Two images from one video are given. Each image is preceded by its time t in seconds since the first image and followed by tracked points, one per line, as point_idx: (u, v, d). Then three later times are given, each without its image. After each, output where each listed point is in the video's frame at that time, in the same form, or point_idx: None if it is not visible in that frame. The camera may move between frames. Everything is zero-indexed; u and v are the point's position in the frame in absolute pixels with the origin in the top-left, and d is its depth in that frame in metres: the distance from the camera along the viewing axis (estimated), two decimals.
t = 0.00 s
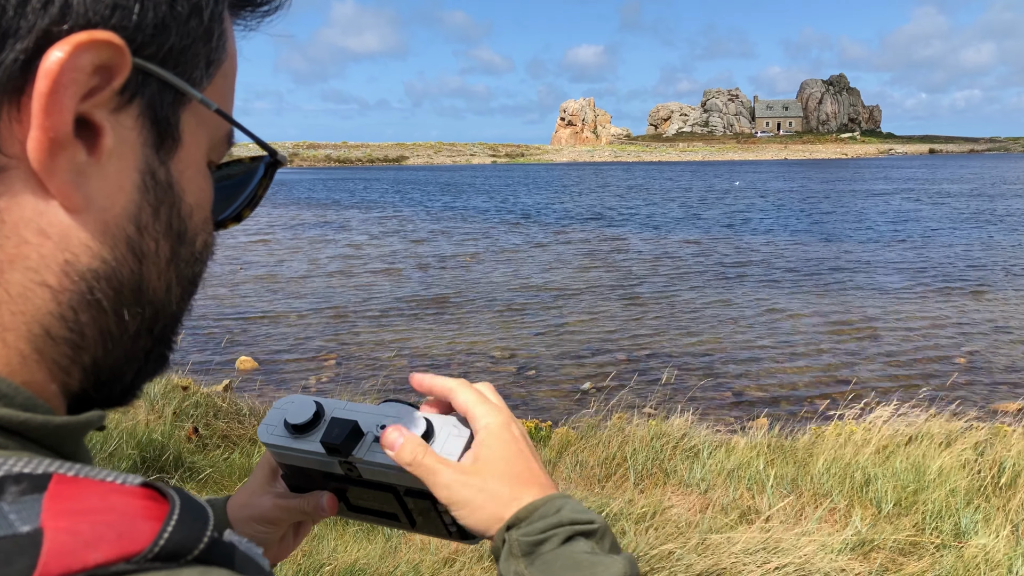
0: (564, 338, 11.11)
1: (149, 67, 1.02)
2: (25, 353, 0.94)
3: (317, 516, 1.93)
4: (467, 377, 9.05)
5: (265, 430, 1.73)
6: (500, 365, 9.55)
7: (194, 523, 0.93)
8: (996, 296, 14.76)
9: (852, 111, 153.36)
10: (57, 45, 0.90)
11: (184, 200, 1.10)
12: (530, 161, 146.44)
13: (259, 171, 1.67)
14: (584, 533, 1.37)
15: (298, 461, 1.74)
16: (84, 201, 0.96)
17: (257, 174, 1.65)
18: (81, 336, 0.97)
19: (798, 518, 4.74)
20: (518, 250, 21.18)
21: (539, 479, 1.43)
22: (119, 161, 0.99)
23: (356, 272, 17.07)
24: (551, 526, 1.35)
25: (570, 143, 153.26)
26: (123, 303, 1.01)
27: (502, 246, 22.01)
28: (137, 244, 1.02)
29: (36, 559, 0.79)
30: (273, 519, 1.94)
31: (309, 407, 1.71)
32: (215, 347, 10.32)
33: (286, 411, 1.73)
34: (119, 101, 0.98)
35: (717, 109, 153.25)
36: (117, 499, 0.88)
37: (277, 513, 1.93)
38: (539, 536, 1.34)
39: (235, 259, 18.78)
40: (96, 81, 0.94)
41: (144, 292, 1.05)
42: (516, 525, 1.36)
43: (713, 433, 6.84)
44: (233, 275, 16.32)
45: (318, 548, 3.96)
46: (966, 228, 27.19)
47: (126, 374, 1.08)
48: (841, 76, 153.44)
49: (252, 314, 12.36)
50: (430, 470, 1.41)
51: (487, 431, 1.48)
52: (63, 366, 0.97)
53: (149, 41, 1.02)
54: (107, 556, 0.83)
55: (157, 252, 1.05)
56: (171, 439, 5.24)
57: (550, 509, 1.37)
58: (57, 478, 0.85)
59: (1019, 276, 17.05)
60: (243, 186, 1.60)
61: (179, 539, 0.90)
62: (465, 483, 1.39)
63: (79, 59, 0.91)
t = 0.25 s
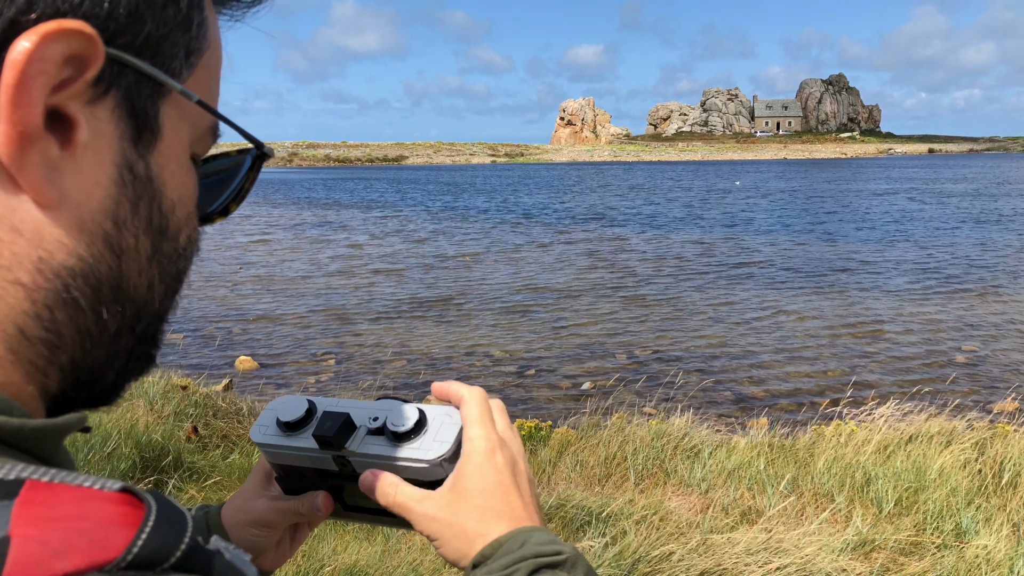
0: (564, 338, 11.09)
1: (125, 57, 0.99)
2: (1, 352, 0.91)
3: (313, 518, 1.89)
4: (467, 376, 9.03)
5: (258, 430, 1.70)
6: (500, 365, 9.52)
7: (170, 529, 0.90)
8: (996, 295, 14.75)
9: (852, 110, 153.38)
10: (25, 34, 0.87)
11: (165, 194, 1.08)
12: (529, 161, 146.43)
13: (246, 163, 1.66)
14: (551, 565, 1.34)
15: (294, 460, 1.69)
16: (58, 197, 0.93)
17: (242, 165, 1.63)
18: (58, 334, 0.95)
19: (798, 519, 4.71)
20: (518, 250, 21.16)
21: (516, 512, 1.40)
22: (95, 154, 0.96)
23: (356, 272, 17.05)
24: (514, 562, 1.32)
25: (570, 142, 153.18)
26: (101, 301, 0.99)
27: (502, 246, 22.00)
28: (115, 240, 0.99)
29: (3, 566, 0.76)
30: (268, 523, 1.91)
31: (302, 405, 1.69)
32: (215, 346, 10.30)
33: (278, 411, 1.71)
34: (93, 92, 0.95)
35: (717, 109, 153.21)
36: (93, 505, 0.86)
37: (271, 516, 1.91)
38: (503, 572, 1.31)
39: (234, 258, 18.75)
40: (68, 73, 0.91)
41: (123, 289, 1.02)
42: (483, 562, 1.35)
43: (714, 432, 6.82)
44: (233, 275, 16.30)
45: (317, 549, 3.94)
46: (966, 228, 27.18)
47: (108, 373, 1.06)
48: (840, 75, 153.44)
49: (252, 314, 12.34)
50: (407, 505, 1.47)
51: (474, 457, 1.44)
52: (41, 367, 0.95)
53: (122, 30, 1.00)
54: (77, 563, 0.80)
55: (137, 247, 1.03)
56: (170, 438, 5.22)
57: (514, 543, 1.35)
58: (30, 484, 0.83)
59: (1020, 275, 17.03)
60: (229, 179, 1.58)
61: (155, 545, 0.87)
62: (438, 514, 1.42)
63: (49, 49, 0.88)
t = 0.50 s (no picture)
0: (563, 336, 11.08)
1: (104, 40, 1.00)
2: None
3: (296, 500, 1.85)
4: (467, 375, 9.03)
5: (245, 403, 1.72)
6: (500, 364, 9.52)
7: (146, 531, 0.91)
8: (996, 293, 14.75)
9: (852, 109, 153.39)
10: (18, 36, 0.87)
11: (152, 168, 1.10)
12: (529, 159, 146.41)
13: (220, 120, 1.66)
14: (530, 567, 1.36)
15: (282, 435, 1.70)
16: (55, 191, 0.93)
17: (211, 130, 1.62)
18: (47, 318, 0.96)
19: (801, 518, 4.72)
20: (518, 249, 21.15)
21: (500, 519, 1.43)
22: (87, 144, 0.97)
23: (356, 271, 17.04)
24: (493, 564, 1.34)
25: (570, 141, 153.09)
26: (97, 282, 1.01)
27: (502, 245, 21.99)
28: (110, 224, 1.01)
29: None
30: (254, 506, 1.91)
31: (291, 377, 1.73)
32: (215, 346, 10.29)
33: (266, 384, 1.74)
34: (79, 81, 0.95)
35: (716, 108, 153.14)
36: (68, 507, 0.85)
37: (257, 498, 1.89)
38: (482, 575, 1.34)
39: (234, 258, 18.73)
40: (56, 64, 0.92)
41: (119, 268, 1.05)
42: (464, 565, 1.38)
43: (715, 431, 6.82)
44: (232, 275, 16.28)
45: (317, 548, 3.94)
46: (966, 226, 27.20)
47: (97, 341, 1.08)
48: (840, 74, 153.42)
49: (252, 313, 12.32)
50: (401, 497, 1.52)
51: (462, 458, 1.50)
52: (31, 345, 0.97)
53: (102, 16, 1.01)
54: (47, 568, 0.80)
55: (131, 226, 1.05)
56: (169, 438, 5.22)
57: (495, 547, 1.37)
58: (4, 484, 0.83)
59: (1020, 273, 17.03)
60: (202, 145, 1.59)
61: (130, 549, 0.88)
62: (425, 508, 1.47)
63: (40, 48, 0.89)
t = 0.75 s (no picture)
0: (566, 336, 11.08)
1: (108, 36, 0.93)
2: None
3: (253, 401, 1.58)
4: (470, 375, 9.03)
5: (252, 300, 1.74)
6: (501, 363, 9.52)
7: (157, 528, 0.87)
8: (998, 292, 14.75)
9: (854, 107, 153.36)
10: (19, 30, 0.82)
11: (159, 167, 1.03)
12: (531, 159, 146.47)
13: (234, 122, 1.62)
14: (492, 479, 1.24)
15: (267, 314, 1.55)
16: (60, 190, 0.88)
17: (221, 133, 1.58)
18: (56, 324, 0.89)
19: (805, 518, 4.70)
20: (520, 249, 21.16)
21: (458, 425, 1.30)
22: (93, 141, 0.91)
23: (358, 271, 17.06)
24: (456, 474, 1.23)
25: (571, 140, 153.15)
26: (103, 284, 0.93)
27: (504, 245, 22.00)
28: (117, 224, 0.94)
29: None
30: (202, 412, 1.62)
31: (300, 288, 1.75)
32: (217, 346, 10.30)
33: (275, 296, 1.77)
34: (83, 77, 0.89)
35: (717, 107, 153.13)
36: (74, 504, 0.82)
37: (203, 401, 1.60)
38: (442, 485, 1.23)
39: (237, 258, 18.78)
40: (59, 60, 0.86)
41: (126, 270, 0.97)
42: (423, 476, 1.25)
43: (717, 431, 6.82)
44: (235, 274, 16.31)
45: (321, 549, 3.93)
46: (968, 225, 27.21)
47: (106, 347, 0.99)
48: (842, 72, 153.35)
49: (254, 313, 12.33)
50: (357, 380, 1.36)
51: (431, 360, 1.34)
52: (35, 356, 0.89)
53: (104, 11, 0.93)
54: (63, 565, 0.79)
55: (138, 227, 0.98)
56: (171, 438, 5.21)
57: (455, 457, 1.25)
58: (11, 484, 0.79)
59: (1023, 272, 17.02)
60: (210, 146, 1.56)
61: (142, 546, 0.85)
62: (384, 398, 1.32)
63: (42, 42, 0.83)
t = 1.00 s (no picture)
0: (568, 337, 11.07)
1: (161, 76, 0.89)
2: (16, 368, 0.81)
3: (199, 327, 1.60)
4: (472, 376, 9.03)
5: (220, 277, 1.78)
6: (504, 365, 9.53)
7: (187, 523, 0.81)
8: (1001, 294, 14.71)
9: (856, 109, 153.28)
10: (68, 51, 0.79)
11: (194, 212, 0.97)
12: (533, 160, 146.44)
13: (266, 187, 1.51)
14: (458, 416, 1.39)
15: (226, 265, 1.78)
16: (92, 213, 0.83)
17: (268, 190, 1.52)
18: (78, 353, 0.83)
19: (806, 520, 4.70)
20: (521, 251, 21.16)
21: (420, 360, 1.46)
22: (129, 171, 0.87)
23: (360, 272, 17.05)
24: (425, 415, 1.38)
25: (572, 141, 153.22)
26: (125, 319, 0.87)
27: (506, 247, 22.00)
28: (144, 258, 0.88)
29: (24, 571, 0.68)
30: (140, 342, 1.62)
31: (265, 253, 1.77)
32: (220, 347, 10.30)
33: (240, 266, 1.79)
34: (130, 110, 0.86)
35: (719, 108, 153.11)
36: (98, 504, 0.76)
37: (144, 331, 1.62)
38: (411, 426, 1.38)
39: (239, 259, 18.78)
40: (107, 91, 0.82)
41: (146, 307, 0.90)
42: (389, 416, 1.40)
43: (720, 433, 6.82)
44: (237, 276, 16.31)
45: (323, 551, 3.92)
46: (970, 226, 27.21)
47: (122, 396, 0.91)
48: (844, 74, 153.29)
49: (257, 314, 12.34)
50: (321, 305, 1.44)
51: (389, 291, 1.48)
52: (55, 385, 0.83)
53: (160, 50, 0.90)
54: (101, 563, 0.72)
55: (164, 264, 0.91)
56: (174, 439, 5.22)
57: (421, 397, 1.40)
58: (36, 486, 0.74)
59: None
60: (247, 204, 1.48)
61: (173, 542, 0.77)
62: (350, 322, 1.44)
63: (91, 65, 0.80)
